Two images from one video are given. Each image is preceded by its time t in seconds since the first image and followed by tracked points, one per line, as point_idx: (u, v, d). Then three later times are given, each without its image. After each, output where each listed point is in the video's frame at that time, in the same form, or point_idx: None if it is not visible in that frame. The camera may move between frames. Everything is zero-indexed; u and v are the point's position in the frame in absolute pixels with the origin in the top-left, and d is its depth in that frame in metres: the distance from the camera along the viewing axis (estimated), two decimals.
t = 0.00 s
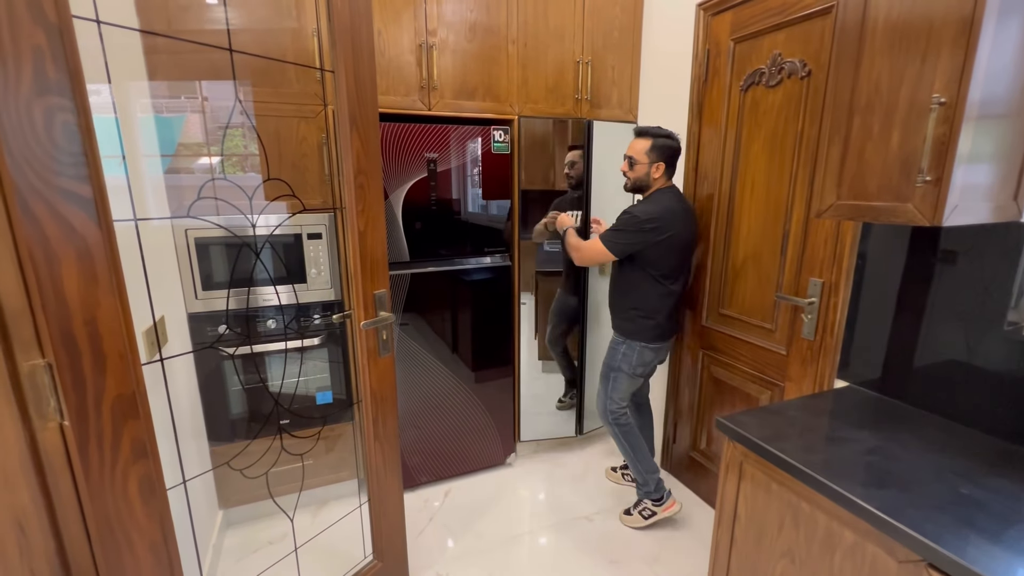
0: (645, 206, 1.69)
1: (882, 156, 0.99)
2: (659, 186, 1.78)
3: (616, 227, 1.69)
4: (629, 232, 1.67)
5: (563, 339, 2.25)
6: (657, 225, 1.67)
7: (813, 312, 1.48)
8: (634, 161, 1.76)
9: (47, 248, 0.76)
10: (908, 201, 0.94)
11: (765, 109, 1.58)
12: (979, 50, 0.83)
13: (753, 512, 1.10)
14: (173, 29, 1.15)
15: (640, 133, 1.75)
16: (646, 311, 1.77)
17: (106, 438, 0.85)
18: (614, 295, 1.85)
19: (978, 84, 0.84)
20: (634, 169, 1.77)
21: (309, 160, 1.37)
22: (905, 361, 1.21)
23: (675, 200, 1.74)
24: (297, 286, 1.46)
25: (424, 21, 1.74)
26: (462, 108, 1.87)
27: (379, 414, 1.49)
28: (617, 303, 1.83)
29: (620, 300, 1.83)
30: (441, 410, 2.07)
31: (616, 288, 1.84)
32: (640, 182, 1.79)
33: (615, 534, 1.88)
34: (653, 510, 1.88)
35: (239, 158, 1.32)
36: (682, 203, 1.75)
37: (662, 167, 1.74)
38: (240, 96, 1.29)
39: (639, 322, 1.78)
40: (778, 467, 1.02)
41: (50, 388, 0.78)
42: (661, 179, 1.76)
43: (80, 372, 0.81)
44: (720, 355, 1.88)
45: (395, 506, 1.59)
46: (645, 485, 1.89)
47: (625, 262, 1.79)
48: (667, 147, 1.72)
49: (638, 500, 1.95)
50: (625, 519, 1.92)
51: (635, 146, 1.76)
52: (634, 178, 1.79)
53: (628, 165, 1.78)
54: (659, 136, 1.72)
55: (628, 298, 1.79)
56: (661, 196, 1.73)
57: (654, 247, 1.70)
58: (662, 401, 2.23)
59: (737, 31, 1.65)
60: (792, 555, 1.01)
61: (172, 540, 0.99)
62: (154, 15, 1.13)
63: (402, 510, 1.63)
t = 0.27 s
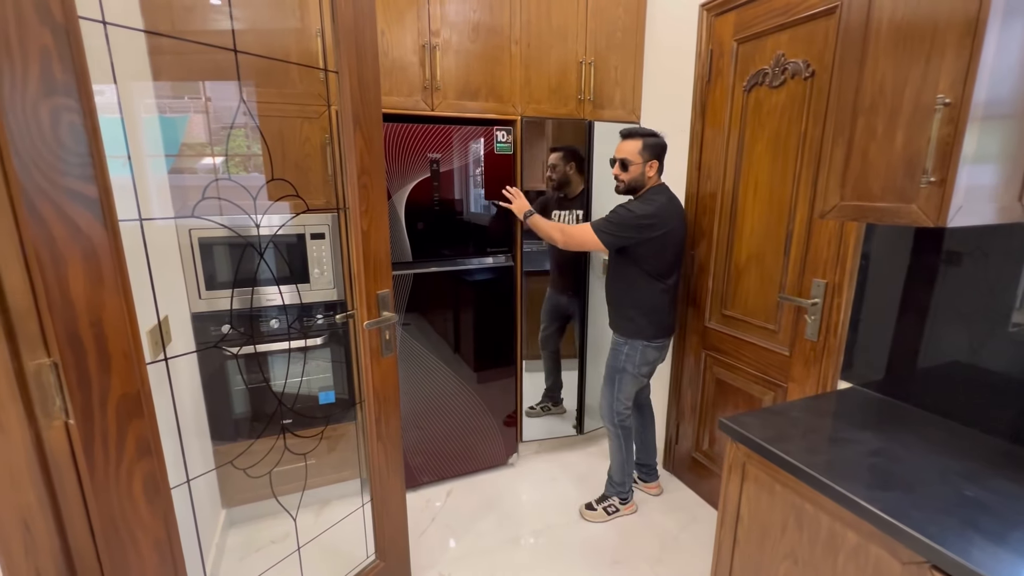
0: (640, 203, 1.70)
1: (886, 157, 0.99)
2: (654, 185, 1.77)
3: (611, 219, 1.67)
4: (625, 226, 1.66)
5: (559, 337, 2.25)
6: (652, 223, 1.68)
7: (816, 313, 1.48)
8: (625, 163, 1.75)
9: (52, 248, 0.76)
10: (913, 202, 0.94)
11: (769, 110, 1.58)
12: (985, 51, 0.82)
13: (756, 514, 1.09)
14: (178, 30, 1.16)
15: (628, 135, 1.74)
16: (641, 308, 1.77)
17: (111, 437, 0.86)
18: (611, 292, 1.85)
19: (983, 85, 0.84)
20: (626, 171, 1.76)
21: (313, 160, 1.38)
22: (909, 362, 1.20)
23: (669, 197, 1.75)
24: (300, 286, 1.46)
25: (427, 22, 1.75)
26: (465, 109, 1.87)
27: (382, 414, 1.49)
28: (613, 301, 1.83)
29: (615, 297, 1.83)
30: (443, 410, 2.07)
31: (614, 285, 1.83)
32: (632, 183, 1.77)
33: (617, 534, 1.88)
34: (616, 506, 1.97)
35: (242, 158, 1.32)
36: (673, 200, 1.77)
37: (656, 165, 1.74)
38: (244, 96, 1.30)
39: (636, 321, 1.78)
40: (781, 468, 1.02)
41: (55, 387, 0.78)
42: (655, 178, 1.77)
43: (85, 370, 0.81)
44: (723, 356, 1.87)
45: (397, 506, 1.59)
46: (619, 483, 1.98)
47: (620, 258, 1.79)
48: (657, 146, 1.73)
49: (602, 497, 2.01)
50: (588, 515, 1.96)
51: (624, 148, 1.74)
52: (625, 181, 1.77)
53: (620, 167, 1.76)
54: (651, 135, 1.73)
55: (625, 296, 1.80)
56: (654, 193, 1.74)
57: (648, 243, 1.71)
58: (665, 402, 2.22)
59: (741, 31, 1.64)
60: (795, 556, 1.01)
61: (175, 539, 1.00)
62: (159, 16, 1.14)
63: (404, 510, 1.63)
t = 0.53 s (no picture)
0: (631, 204, 1.69)
1: (891, 157, 0.98)
2: (644, 185, 1.77)
3: (601, 221, 1.68)
4: (615, 228, 1.66)
5: (551, 337, 2.25)
6: (644, 224, 1.68)
7: (820, 313, 1.47)
8: (613, 167, 1.75)
9: (56, 247, 0.76)
10: (918, 202, 0.93)
11: (772, 109, 1.58)
12: (991, 50, 0.82)
13: (759, 515, 1.09)
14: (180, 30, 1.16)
15: (609, 140, 1.74)
16: (634, 307, 1.78)
17: (115, 434, 0.86)
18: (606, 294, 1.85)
19: (989, 84, 0.83)
20: (614, 175, 1.76)
21: (316, 160, 1.38)
22: (912, 364, 1.20)
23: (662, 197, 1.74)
24: (303, 286, 1.47)
25: (430, 22, 1.75)
26: (467, 109, 1.87)
27: (385, 412, 1.49)
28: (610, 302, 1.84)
29: (610, 300, 1.83)
30: (446, 410, 2.07)
31: (609, 287, 1.84)
32: (622, 186, 1.77)
33: (620, 535, 1.88)
34: (619, 507, 1.96)
35: (245, 158, 1.32)
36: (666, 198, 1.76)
37: (643, 166, 1.74)
38: (247, 96, 1.30)
39: (632, 323, 1.78)
40: (785, 469, 1.01)
41: (59, 386, 0.79)
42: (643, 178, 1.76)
43: (89, 369, 0.82)
44: (726, 356, 1.87)
45: (399, 506, 1.59)
46: (622, 485, 1.97)
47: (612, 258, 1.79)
48: (643, 146, 1.73)
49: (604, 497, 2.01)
50: (590, 515, 1.96)
51: (610, 152, 1.74)
52: (614, 184, 1.77)
53: (608, 171, 1.76)
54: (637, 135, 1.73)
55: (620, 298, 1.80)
56: (645, 192, 1.73)
57: (640, 244, 1.71)
58: (668, 403, 2.21)
59: (744, 31, 1.64)
60: (798, 557, 1.00)
61: (179, 538, 1.00)
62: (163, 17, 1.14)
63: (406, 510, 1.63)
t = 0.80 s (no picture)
0: (625, 206, 1.68)
1: (895, 156, 0.98)
2: (637, 186, 1.77)
3: (595, 226, 1.68)
4: (609, 231, 1.66)
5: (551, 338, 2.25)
6: (637, 225, 1.67)
7: (824, 313, 1.47)
8: (606, 166, 1.75)
9: (59, 246, 0.76)
10: (923, 201, 0.93)
11: (776, 109, 1.57)
12: (997, 49, 0.81)
13: (763, 516, 1.08)
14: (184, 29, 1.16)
15: (603, 139, 1.74)
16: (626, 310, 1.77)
17: (118, 432, 0.86)
18: (600, 298, 1.85)
19: (995, 83, 0.83)
20: (606, 175, 1.76)
21: (319, 160, 1.39)
22: (917, 365, 1.19)
23: (656, 198, 1.73)
24: (306, 285, 1.47)
25: (433, 22, 1.75)
26: (470, 109, 1.87)
27: (387, 411, 1.49)
28: (604, 306, 1.83)
29: (604, 305, 1.83)
30: (448, 409, 2.07)
31: (604, 291, 1.83)
32: (614, 185, 1.77)
33: (622, 535, 1.88)
34: (621, 506, 1.96)
35: (247, 158, 1.33)
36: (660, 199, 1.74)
37: (637, 166, 1.74)
38: (251, 96, 1.30)
39: (625, 327, 1.77)
40: (788, 470, 1.01)
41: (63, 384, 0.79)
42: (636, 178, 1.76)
43: (92, 368, 0.82)
44: (729, 357, 1.86)
45: (401, 506, 1.59)
46: (623, 486, 1.97)
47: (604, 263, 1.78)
48: (637, 146, 1.72)
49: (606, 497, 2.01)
50: (593, 515, 1.96)
51: (603, 152, 1.74)
52: (606, 183, 1.78)
53: (602, 171, 1.77)
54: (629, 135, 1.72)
55: (613, 302, 1.79)
56: (638, 193, 1.72)
57: (634, 247, 1.70)
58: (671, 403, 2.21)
59: (747, 30, 1.63)
60: (802, 559, 1.00)
61: (181, 536, 1.00)
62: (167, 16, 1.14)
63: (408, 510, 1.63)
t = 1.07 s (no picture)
0: (620, 206, 1.67)
1: (900, 154, 0.97)
2: (627, 184, 1.76)
3: (593, 226, 1.64)
4: (609, 230, 1.62)
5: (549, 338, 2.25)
6: (634, 225, 1.66)
7: (828, 313, 1.46)
8: (596, 161, 1.75)
9: (64, 245, 0.77)
10: (928, 199, 0.92)
11: (780, 108, 1.56)
12: (1004, 46, 0.80)
13: (766, 517, 1.08)
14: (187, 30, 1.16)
15: (597, 134, 1.74)
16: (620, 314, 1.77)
17: (122, 430, 0.87)
18: (589, 301, 1.83)
19: (1002, 80, 0.82)
20: (595, 169, 1.76)
21: (322, 160, 1.38)
22: (923, 365, 1.18)
23: (645, 199, 1.74)
24: (309, 284, 1.48)
25: (436, 21, 1.75)
26: (473, 108, 1.87)
27: (390, 410, 1.50)
28: (594, 309, 1.82)
29: (595, 308, 1.81)
30: (451, 409, 2.08)
31: (594, 295, 1.81)
32: (602, 180, 1.77)
33: (625, 535, 1.87)
34: (625, 506, 1.96)
35: (252, 158, 1.33)
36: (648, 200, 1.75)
37: (627, 163, 1.73)
38: (255, 96, 1.31)
39: (618, 332, 1.77)
40: (791, 470, 1.00)
41: (67, 382, 0.79)
42: (626, 176, 1.75)
43: (96, 367, 0.82)
44: (733, 357, 1.85)
45: (404, 505, 1.59)
46: (627, 487, 1.96)
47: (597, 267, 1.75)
48: (627, 144, 1.73)
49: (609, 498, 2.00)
50: (595, 515, 1.95)
51: (595, 146, 1.74)
52: (595, 178, 1.78)
53: (591, 166, 1.77)
54: (620, 133, 1.72)
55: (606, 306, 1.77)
56: (629, 193, 1.72)
57: (630, 249, 1.69)
58: (674, 403, 2.20)
59: (752, 28, 1.63)
60: (806, 560, 0.99)
61: (185, 534, 1.01)
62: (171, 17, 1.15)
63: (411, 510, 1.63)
